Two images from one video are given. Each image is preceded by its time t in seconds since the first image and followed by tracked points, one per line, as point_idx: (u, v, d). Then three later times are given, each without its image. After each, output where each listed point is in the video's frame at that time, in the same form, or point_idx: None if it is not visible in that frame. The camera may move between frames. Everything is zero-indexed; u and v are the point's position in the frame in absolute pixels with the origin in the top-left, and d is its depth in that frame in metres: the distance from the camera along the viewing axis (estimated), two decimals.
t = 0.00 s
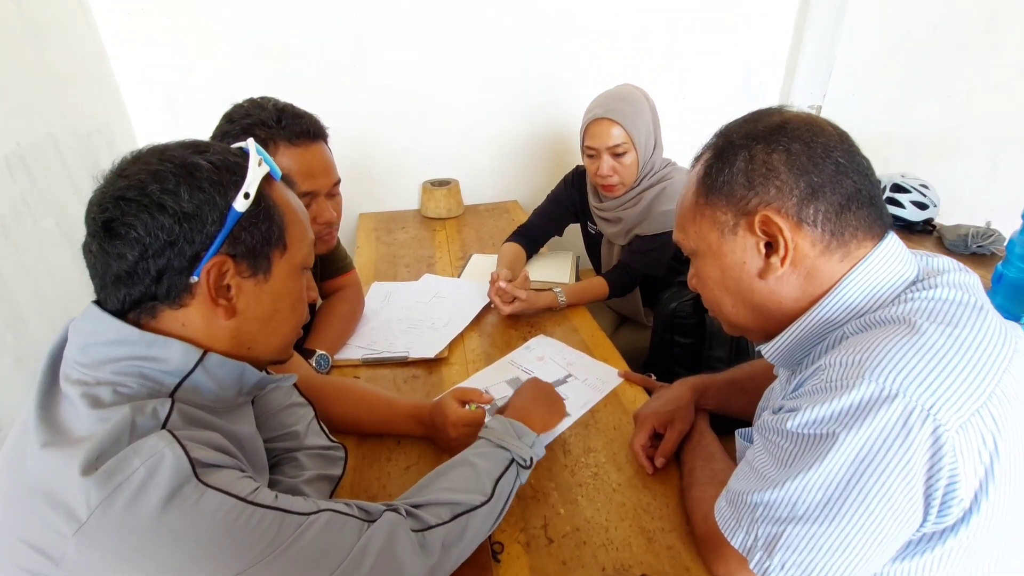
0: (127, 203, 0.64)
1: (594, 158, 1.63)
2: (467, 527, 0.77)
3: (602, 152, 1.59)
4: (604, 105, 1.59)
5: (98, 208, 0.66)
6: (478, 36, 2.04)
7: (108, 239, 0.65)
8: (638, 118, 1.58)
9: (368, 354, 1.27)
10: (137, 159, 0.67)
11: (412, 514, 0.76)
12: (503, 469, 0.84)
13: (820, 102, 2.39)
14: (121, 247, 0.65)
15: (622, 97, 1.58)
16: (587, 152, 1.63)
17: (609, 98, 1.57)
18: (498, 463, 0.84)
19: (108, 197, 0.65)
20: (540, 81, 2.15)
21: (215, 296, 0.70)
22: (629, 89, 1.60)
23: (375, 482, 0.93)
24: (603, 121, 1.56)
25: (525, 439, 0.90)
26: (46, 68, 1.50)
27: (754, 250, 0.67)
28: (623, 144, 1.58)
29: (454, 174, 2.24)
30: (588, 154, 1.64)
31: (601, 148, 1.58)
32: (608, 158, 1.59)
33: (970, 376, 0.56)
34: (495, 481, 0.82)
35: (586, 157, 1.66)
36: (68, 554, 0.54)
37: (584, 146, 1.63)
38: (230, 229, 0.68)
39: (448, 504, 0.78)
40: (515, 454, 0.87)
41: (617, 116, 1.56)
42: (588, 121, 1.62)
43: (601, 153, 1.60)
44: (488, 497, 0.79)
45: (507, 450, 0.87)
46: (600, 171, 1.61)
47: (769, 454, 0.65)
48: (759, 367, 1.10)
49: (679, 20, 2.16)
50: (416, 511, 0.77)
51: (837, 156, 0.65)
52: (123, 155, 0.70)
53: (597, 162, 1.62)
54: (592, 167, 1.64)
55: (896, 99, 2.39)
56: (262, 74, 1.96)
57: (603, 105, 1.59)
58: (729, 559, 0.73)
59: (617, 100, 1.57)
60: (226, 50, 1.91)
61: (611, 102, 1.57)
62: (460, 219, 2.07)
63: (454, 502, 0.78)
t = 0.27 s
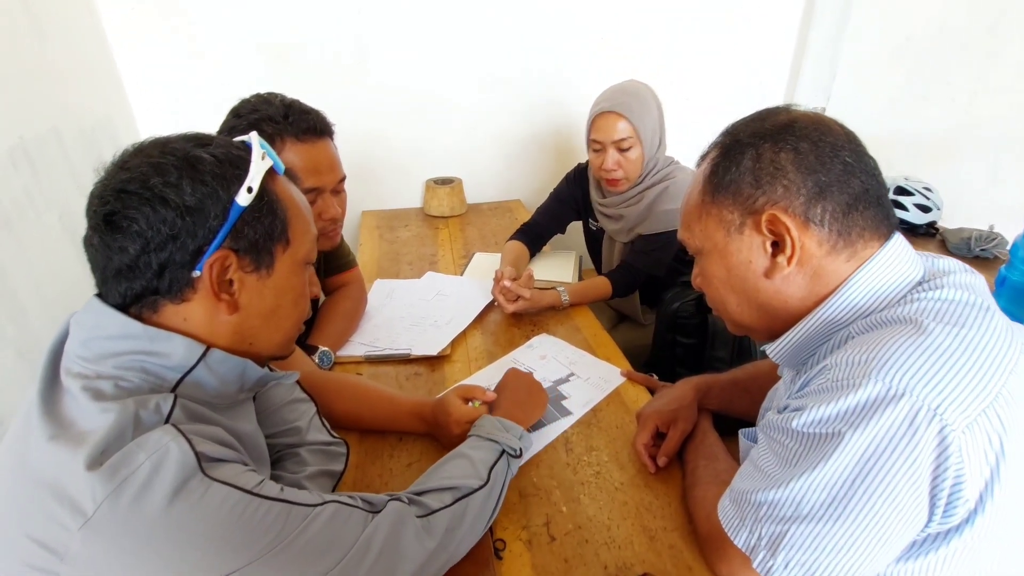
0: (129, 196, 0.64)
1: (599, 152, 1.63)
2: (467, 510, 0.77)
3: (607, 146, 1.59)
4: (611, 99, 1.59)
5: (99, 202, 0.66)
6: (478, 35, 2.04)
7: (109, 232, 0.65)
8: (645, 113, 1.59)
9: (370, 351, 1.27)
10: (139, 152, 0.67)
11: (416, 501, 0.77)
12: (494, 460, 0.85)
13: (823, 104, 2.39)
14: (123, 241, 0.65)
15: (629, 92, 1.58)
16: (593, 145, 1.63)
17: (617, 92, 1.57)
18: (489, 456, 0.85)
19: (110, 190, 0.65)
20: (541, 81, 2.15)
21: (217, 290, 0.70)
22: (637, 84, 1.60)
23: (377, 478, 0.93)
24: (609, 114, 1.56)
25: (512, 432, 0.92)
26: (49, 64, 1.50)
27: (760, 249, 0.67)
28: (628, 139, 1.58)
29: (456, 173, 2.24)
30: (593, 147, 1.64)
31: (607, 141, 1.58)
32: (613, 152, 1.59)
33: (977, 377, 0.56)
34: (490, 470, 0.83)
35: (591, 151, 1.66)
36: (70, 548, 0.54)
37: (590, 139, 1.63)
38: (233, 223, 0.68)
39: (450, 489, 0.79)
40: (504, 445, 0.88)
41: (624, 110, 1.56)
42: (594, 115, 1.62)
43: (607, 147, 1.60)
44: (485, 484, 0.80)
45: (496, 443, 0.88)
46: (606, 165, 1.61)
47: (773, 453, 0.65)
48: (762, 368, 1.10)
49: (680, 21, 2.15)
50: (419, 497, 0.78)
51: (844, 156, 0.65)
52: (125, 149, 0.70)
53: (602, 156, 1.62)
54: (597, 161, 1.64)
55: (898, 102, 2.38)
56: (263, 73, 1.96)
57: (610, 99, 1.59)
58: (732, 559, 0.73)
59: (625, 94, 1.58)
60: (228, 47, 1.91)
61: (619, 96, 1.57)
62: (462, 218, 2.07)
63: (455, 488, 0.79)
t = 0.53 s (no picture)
0: (128, 194, 0.65)
1: (624, 141, 1.62)
2: (467, 510, 0.78)
3: (634, 136, 1.59)
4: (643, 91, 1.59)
5: (100, 198, 0.66)
6: (480, 34, 2.04)
7: (109, 229, 0.66)
8: (673, 109, 1.60)
9: (371, 348, 1.28)
10: (140, 149, 0.68)
11: (415, 500, 0.78)
12: (494, 458, 0.85)
13: (823, 106, 2.39)
14: (123, 239, 0.65)
15: (660, 86, 1.59)
16: (617, 134, 1.62)
17: (650, 84, 1.58)
18: (489, 454, 0.86)
19: (110, 186, 0.66)
20: (542, 80, 2.16)
21: (217, 289, 0.70)
22: (667, 79, 1.62)
23: (378, 475, 0.94)
24: (641, 105, 1.57)
25: (513, 428, 0.93)
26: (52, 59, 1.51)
27: (760, 249, 0.68)
28: (655, 133, 1.59)
29: (457, 172, 2.25)
30: (616, 136, 1.63)
31: (634, 131, 1.58)
32: (638, 144, 1.59)
33: (971, 375, 0.56)
34: (490, 469, 0.83)
35: (613, 140, 1.65)
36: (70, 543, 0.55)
37: (616, 127, 1.62)
38: (233, 221, 0.68)
39: (450, 489, 0.79)
40: (505, 442, 0.89)
41: (654, 102, 1.57)
42: (622, 103, 1.62)
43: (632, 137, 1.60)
44: (484, 483, 0.81)
45: (497, 440, 0.88)
46: (628, 155, 1.61)
47: (769, 450, 0.66)
48: (762, 368, 1.11)
49: (681, 22, 2.16)
50: (418, 497, 0.79)
51: (844, 156, 0.66)
52: (127, 145, 0.71)
53: (626, 146, 1.61)
54: (619, 150, 1.64)
55: (898, 105, 2.39)
56: (264, 71, 1.97)
57: (641, 90, 1.59)
58: (729, 556, 0.73)
59: (657, 88, 1.58)
60: (231, 43, 1.92)
61: (651, 89, 1.58)
62: (463, 217, 2.08)
63: (455, 488, 0.80)
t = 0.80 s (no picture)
0: (104, 197, 0.64)
1: (639, 148, 1.62)
2: (442, 533, 0.73)
3: (649, 144, 1.59)
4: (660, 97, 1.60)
5: (78, 202, 0.66)
6: (481, 35, 2.05)
7: (88, 233, 0.66)
8: (690, 118, 1.60)
9: (370, 349, 1.28)
10: (116, 151, 0.67)
11: (381, 520, 0.72)
12: (485, 476, 0.80)
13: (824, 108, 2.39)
14: (100, 242, 0.65)
15: (679, 93, 1.60)
16: (632, 141, 1.62)
17: (667, 91, 1.58)
18: (481, 468, 0.80)
19: (86, 189, 0.66)
20: (543, 82, 2.16)
21: (197, 290, 0.69)
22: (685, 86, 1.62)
23: (375, 476, 0.94)
24: (657, 112, 1.57)
25: (513, 446, 0.86)
26: (54, 59, 1.51)
27: (758, 257, 0.68)
28: (670, 140, 1.59)
29: (457, 172, 2.25)
30: (631, 143, 1.63)
31: (649, 138, 1.58)
32: (654, 151, 1.59)
33: (971, 382, 0.56)
34: (476, 489, 0.77)
35: (628, 147, 1.65)
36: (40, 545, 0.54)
37: (631, 134, 1.62)
38: (210, 222, 0.67)
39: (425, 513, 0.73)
40: (499, 461, 0.82)
41: (671, 109, 1.57)
42: (639, 109, 1.62)
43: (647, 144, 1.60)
44: (467, 505, 0.75)
45: (491, 456, 0.82)
46: (643, 163, 1.60)
47: (768, 454, 0.66)
48: (760, 370, 1.11)
49: (682, 24, 2.16)
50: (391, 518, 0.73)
51: (841, 164, 0.66)
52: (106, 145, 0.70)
53: (640, 153, 1.61)
54: (634, 157, 1.63)
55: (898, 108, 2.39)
56: (264, 71, 1.97)
57: (659, 96, 1.60)
58: (725, 558, 0.73)
59: (674, 95, 1.58)
60: (234, 43, 1.92)
61: (668, 96, 1.58)
62: (463, 217, 2.08)
63: (432, 512, 0.73)
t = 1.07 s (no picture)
0: (87, 191, 0.63)
1: (645, 159, 1.60)
2: None
3: (655, 154, 1.57)
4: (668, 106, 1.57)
5: (63, 196, 0.65)
6: (483, 36, 2.05)
7: (72, 227, 0.64)
8: (698, 127, 1.58)
9: (370, 347, 1.28)
10: (103, 143, 0.66)
11: None
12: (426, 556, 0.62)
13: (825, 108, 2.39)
14: (84, 236, 0.64)
15: (685, 102, 1.57)
16: (638, 151, 1.60)
17: (674, 99, 1.56)
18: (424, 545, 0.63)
19: (71, 184, 0.65)
20: (544, 82, 2.16)
21: (180, 287, 0.68)
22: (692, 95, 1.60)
23: (375, 474, 0.94)
24: (665, 122, 1.55)
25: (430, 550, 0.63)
26: (56, 57, 1.51)
27: (767, 252, 0.68)
28: (677, 151, 1.57)
29: (458, 172, 2.25)
30: (637, 153, 1.61)
31: (656, 149, 1.56)
32: (660, 162, 1.57)
33: (973, 384, 0.56)
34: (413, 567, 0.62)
35: (634, 158, 1.63)
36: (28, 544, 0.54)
37: (637, 144, 1.60)
38: (193, 219, 0.65)
39: None
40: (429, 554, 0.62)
41: (678, 119, 1.55)
42: (645, 118, 1.60)
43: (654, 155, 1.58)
44: None
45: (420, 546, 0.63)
46: (649, 174, 1.58)
47: (768, 454, 0.66)
48: (759, 370, 1.11)
49: (684, 25, 2.16)
50: None
51: (855, 160, 0.66)
52: (93, 137, 0.69)
53: (647, 163, 1.59)
54: (639, 168, 1.61)
55: (900, 109, 2.39)
56: (265, 70, 1.97)
57: (666, 105, 1.58)
58: (723, 557, 0.73)
59: (681, 104, 1.56)
60: (236, 42, 1.92)
61: (676, 104, 1.56)
62: (463, 217, 2.08)
63: None
